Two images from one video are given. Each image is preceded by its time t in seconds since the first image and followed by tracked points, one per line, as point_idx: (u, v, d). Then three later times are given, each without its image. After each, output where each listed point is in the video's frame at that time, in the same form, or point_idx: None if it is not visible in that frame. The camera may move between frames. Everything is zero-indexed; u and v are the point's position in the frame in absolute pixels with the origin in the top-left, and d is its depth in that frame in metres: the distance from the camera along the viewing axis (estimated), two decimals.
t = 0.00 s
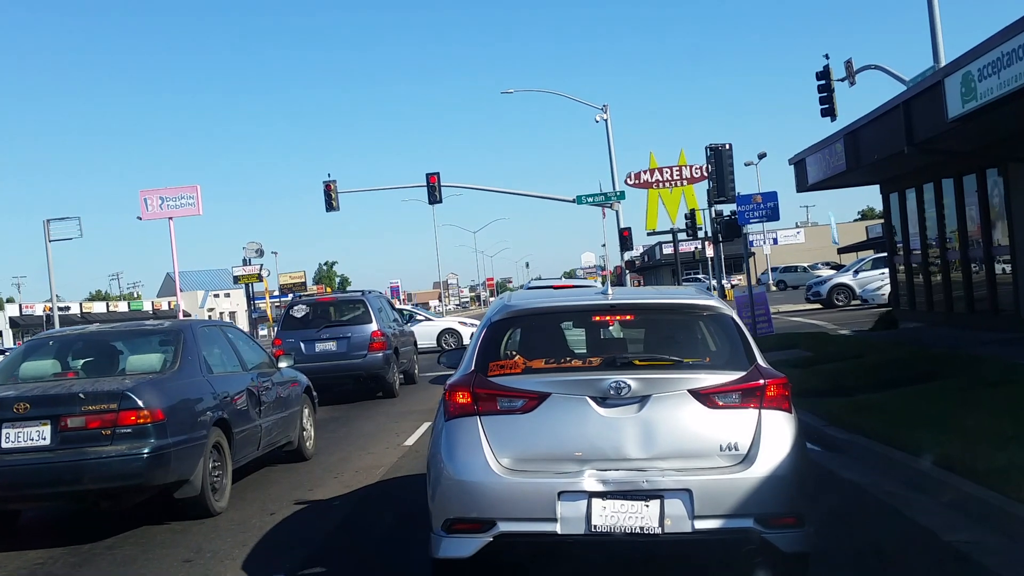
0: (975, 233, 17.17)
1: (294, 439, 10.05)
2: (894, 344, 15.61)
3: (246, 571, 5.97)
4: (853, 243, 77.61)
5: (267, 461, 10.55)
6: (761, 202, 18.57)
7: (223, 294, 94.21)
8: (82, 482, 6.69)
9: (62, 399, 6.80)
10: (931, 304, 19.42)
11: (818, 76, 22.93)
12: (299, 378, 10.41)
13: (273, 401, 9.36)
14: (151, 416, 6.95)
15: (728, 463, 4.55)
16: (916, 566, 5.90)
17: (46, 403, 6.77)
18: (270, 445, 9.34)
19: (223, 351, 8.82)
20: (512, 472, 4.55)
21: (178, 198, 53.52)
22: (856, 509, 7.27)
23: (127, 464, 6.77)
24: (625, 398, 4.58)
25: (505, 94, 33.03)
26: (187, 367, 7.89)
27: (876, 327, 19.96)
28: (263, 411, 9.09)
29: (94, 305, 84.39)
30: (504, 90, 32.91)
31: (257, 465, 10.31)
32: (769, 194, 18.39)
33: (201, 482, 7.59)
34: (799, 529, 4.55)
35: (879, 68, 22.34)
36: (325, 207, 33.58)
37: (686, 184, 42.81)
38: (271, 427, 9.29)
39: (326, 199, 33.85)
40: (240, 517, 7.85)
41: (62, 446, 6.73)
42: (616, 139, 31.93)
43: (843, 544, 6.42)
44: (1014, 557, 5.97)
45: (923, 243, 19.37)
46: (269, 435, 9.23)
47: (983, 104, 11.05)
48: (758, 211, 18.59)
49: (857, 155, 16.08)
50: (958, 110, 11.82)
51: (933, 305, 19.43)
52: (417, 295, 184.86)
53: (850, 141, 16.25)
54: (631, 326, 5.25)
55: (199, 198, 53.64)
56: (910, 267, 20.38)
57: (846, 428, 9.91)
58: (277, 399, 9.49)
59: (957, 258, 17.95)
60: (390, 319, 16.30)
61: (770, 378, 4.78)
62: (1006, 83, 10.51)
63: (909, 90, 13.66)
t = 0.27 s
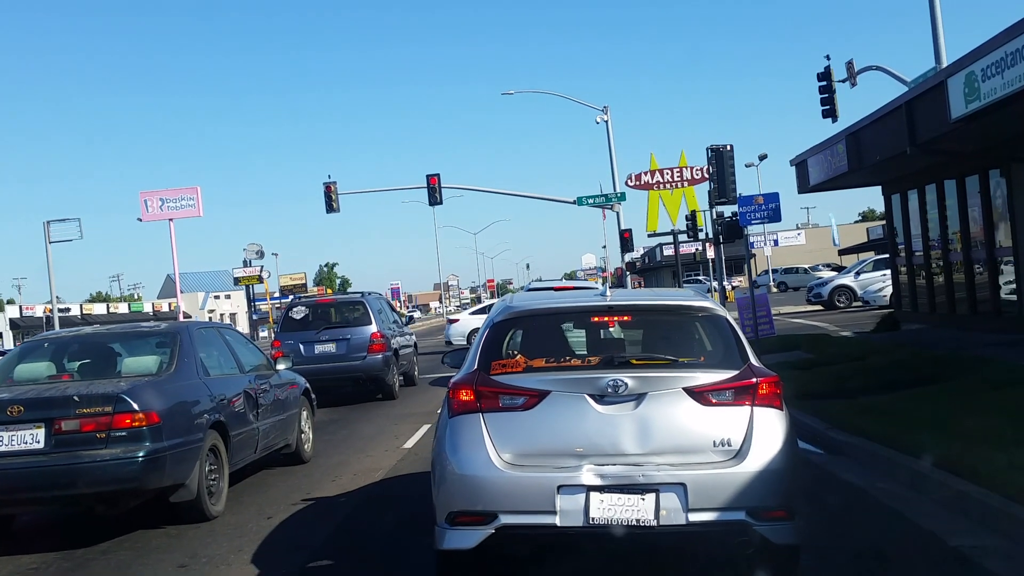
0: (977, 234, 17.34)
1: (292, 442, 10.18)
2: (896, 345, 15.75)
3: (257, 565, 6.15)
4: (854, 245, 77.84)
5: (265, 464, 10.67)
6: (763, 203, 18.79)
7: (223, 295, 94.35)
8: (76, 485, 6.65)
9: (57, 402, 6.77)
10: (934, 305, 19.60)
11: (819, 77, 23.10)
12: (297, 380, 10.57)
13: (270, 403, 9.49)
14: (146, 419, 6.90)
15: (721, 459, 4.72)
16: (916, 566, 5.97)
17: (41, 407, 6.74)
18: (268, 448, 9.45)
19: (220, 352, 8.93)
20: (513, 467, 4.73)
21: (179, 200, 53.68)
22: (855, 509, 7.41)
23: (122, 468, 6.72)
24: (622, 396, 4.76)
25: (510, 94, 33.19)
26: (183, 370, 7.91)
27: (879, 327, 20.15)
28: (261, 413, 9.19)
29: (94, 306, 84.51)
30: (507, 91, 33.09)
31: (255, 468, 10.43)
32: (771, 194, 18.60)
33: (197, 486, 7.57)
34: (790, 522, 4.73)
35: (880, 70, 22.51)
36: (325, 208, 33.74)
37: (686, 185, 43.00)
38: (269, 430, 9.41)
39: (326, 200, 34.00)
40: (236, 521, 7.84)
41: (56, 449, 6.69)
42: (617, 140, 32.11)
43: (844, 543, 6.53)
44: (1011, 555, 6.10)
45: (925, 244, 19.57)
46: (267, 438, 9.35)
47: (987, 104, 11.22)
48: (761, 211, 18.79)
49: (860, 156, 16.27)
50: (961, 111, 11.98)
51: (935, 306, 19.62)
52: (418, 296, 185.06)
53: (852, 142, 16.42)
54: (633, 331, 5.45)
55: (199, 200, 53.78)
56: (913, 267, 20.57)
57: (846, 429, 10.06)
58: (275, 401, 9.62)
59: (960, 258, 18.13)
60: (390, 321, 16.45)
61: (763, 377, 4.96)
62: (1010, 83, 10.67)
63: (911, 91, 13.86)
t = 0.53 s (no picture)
0: (979, 235, 17.53)
1: (291, 444, 10.25)
2: (899, 347, 15.89)
3: (267, 558, 6.34)
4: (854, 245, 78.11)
5: (261, 467, 10.72)
6: (763, 203, 18.70)
7: (223, 296, 94.52)
8: (69, 489, 6.55)
9: (50, 405, 6.67)
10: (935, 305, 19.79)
11: (820, 77, 23.28)
12: (296, 381, 10.69)
13: (267, 405, 9.49)
14: (140, 421, 6.79)
15: (714, 453, 4.91)
16: (917, 566, 6.15)
17: (35, 409, 6.66)
18: (265, 450, 9.43)
19: (215, 355, 8.81)
20: (514, 461, 4.91)
21: (178, 201, 53.85)
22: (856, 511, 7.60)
23: (115, 471, 6.62)
24: (619, 393, 4.94)
25: (511, 94, 33.24)
26: (179, 371, 7.79)
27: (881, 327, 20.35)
28: (257, 416, 9.14)
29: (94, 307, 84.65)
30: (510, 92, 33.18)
31: (252, 471, 10.48)
32: (772, 196, 18.48)
33: (193, 489, 7.45)
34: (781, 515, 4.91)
35: (881, 70, 22.68)
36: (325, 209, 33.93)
37: (686, 186, 43.22)
38: (266, 432, 9.40)
39: (326, 200, 34.19)
40: (233, 525, 7.71)
41: (49, 452, 6.61)
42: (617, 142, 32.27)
43: (846, 544, 6.71)
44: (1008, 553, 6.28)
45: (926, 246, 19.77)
46: (264, 440, 9.33)
47: (990, 103, 11.39)
48: (761, 213, 18.72)
49: (862, 155, 16.46)
50: (964, 111, 12.15)
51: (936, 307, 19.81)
52: (418, 297, 185.27)
53: (854, 143, 16.61)
54: (630, 330, 5.64)
55: (199, 201, 53.95)
56: (914, 268, 20.79)
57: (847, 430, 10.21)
58: (272, 403, 9.63)
59: (962, 259, 18.33)
60: (389, 322, 16.61)
61: (755, 374, 5.14)
62: (1012, 82, 10.84)
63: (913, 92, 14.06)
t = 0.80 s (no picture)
0: (983, 235, 17.68)
1: (288, 447, 10.25)
2: (902, 348, 16.00)
3: (275, 552, 6.50)
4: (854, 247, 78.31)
5: (258, 469, 10.69)
6: (765, 204, 17.47)
7: (223, 297, 94.70)
8: (62, 492, 6.41)
9: (43, 406, 6.53)
10: (937, 306, 19.98)
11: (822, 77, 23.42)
12: (294, 383, 10.72)
13: (264, 407, 9.41)
14: (133, 423, 6.66)
15: (708, 449, 5.08)
16: (916, 566, 6.17)
17: (29, 411, 6.52)
18: (261, 453, 9.36)
19: (212, 356, 8.67)
20: (515, 457, 5.09)
21: (178, 201, 54.01)
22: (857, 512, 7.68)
23: (110, 474, 6.49)
24: (617, 391, 5.12)
25: (511, 94, 32.85)
26: (174, 373, 7.64)
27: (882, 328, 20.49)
28: (253, 418, 9.05)
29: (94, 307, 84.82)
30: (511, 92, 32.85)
31: (250, 473, 10.47)
32: (773, 196, 17.22)
33: (188, 493, 7.33)
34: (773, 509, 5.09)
35: (883, 69, 22.80)
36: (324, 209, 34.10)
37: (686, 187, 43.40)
38: (263, 434, 9.32)
39: (326, 200, 34.38)
40: (228, 529, 7.59)
41: (43, 455, 6.46)
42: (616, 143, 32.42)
43: (846, 544, 6.75)
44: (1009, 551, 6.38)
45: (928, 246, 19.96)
46: (260, 442, 9.25)
47: (993, 103, 11.54)
48: (762, 214, 17.53)
49: (863, 155, 16.64)
50: (968, 109, 12.31)
51: (939, 308, 19.95)
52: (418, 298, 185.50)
53: (856, 143, 16.79)
54: (629, 331, 5.82)
55: (199, 201, 54.10)
56: (915, 269, 20.98)
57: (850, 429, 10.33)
58: (269, 405, 9.59)
59: (965, 260, 18.48)
60: (388, 323, 16.76)
61: (749, 373, 5.32)
62: (1017, 81, 10.98)
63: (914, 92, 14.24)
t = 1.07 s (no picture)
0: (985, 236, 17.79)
1: (285, 449, 10.14)
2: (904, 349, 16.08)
3: (284, 545, 6.68)
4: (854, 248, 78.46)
5: (256, 471, 10.57)
6: (767, 204, 17.47)
7: (223, 297, 94.86)
8: (55, 496, 6.32)
9: (36, 408, 6.43)
10: (940, 307, 20.18)
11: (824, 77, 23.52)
12: (291, 385, 10.57)
13: (261, 409, 9.27)
14: (127, 426, 6.55)
15: (704, 444, 5.25)
16: (917, 566, 6.15)
17: (22, 413, 6.43)
18: (258, 455, 9.21)
19: (209, 358, 8.56)
20: (517, 451, 5.26)
21: (178, 202, 54.13)
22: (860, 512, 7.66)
23: (103, 477, 6.39)
24: (615, 388, 5.29)
25: (511, 94, 32.24)
26: (169, 375, 7.52)
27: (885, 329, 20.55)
28: (251, 419, 8.92)
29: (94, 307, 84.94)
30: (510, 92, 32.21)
31: (248, 476, 10.36)
32: (775, 195, 17.28)
33: (184, 496, 7.22)
34: (766, 501, 5.25)
35: (884, 69, 22.87)
36: (325, 209, 34.26)
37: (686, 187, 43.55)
38: (260, 437, 9.18)
39: (326, 200, 34.54)
40: (224, 532, 7.47)
41: (35, 458, 6.36)
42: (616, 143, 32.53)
43: (847, 540, 6.89)
44: (1010, 548, 6.44)
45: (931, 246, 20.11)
46: (257, 444, 9.10)
47: (997, 102, 11.61)
48: (764, 213, 17.54)
49: (865, 155, 16.85)
50: (972, 108, 12.40)
51: (942, 308, 20.16)
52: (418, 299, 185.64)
53: (858, 142, 17.03)
54: (630, 330, 5.99)
55: (199, 202, 54.23)
56: (918, 269, 21.13)
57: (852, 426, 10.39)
58: (266, 406, 9.45)
59: (967, 261, 18.62)
60: (387, 324, 16.87)
61: (744, 371, 5.49)
62: (1021, 80, 11.05)
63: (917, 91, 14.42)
